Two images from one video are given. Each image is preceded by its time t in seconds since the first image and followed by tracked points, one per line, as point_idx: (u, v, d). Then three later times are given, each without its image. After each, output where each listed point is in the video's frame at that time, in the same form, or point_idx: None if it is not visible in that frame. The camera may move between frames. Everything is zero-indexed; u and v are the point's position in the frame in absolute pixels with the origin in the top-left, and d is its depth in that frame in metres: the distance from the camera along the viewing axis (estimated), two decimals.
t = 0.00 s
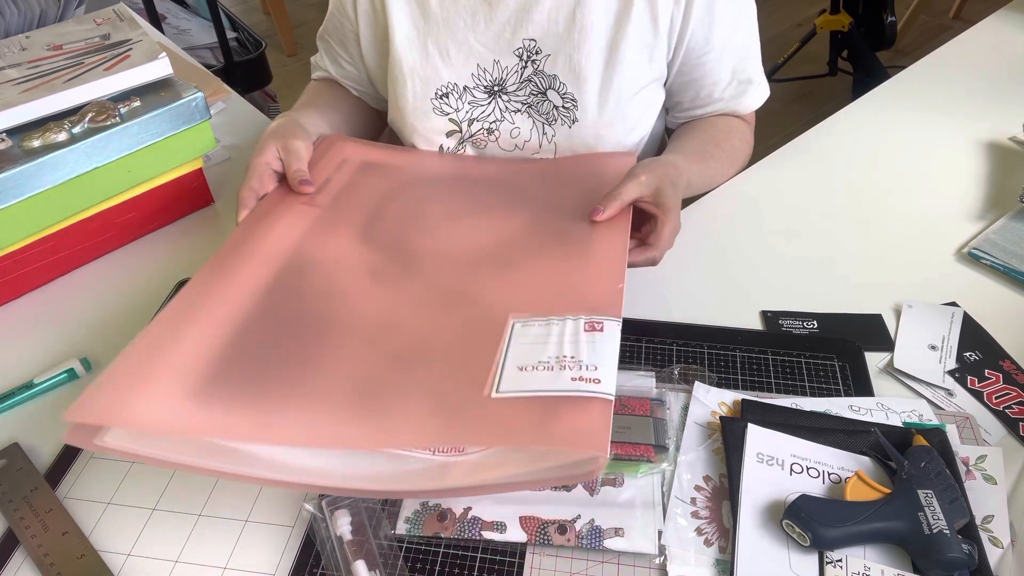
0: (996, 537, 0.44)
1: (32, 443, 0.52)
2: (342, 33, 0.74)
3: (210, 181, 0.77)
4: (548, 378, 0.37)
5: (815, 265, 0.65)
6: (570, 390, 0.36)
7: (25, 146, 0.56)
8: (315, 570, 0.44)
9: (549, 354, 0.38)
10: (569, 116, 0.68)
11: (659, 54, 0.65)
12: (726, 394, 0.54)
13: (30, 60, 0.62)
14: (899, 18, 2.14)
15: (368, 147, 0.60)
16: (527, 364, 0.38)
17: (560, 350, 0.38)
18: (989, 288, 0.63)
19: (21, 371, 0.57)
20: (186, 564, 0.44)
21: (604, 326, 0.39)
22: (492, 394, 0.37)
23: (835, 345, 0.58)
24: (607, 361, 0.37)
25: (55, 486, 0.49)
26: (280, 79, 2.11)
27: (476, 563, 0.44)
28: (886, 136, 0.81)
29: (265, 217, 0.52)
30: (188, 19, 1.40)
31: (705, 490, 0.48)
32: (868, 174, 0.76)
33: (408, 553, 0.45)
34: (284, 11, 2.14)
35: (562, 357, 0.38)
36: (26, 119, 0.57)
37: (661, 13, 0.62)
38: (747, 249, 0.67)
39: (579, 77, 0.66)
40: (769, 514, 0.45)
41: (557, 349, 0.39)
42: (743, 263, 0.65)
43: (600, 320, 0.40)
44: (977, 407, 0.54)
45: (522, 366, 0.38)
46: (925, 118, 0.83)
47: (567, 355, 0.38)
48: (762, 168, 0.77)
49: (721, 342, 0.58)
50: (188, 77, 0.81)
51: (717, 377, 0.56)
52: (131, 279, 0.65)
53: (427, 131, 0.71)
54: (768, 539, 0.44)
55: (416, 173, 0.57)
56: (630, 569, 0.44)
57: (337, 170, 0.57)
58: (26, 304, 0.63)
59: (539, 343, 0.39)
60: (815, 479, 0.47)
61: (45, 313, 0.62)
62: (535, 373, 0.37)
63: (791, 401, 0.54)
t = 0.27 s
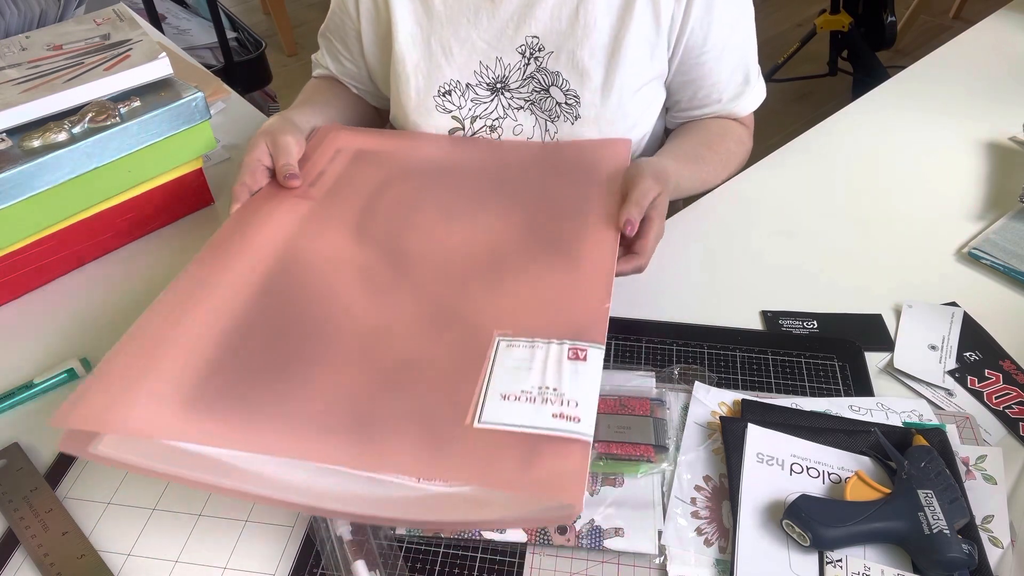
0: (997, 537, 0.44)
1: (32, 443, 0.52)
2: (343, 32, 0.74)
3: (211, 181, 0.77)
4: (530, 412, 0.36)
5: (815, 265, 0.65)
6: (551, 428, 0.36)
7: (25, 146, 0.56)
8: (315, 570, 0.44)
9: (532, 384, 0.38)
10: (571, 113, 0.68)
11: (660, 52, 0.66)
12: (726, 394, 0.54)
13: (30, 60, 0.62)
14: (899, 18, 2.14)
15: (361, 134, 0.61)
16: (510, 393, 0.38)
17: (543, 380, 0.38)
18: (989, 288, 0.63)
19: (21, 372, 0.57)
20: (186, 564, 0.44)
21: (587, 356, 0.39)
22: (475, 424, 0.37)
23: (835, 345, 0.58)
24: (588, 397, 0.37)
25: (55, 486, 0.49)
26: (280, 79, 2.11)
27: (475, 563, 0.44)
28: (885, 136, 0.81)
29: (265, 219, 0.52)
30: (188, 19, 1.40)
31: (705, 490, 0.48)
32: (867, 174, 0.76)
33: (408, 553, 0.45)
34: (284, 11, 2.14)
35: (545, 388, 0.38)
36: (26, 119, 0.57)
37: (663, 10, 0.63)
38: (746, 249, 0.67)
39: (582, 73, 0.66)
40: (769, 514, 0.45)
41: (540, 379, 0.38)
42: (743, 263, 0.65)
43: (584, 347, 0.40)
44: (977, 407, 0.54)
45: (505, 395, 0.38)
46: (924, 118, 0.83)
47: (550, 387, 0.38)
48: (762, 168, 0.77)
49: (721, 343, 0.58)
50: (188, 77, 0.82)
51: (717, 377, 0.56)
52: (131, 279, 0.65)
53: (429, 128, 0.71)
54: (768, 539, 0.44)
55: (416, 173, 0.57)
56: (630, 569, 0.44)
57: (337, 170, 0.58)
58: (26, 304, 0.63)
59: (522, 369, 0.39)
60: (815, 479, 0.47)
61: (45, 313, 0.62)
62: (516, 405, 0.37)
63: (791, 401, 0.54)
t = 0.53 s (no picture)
0: (997, 537, 0.44)
1: (32, 443, 0.52)
2: (344, 28, 0.74)
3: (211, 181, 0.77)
4: (541, 456, 0.38)
5: (815, 265, 0.65)
6: (561, 474, 0.37)
7: (25, 146, 0.56)
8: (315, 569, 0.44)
9: (542, 424, 0.39)
10: (572, 112, 0.68)
11: (660, 52, 0.66)
12: (726, 394, 0.54)
13: (30, 60, 0.62)
14: (899, 18, 2.14)
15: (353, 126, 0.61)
16: (521, 434, 0.39)
17: (553, 420, 0.39)
18: (990, 288, 0.63)
19: (21, 371, 0.57)
20: (186, 564, 0.44)
21: (595, 393, 0.40)
22: (490, 467, 0.38)
23: (835, 345, 0.57)
24: (596, 441, 0.38)
25: (55, 486, 0.49)
26: (280, 79, 2.11)
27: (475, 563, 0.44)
28: (885, 136, 0.81)
29: (265, 218, 0.52)
30: (188, 19, 1.40)
31: (705, 490, 0.48)
32: (867, 174, 0.76)
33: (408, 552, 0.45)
34: (284, 11, 2.14)
35: (555, 429, 0.39)
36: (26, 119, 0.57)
37: (664, 9, 0.63)
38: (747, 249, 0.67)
39: (582, 72, 0.66)
40: (769, 514, 0.45)
41: (550, 418, 0.39)
42: (743, 263, 0.65)
43: (591, 384, 0.41)
44: (977, 407, 0.54)
45: (517, 435, 0.39)
46: (925, 118, 0.83)
47: (559, 428, 0.39)
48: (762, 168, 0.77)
49: (721, 342, 0.58)
50: (188, 77, 0.81)
51: (717, 377, 0.56)
52: (132, 279, 0.65)
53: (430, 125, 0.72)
54: (768, 538, 0.44)
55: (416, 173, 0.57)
56: (630, 569, 0.44)
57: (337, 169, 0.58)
58: (26, 304, 0.63)
59: (533, 408, 0.40)
60: (815, 479, 0.47)
61: (46, 313, 0.62)
62: (528, 447, 0.38)
63: (791, 401, 0.54)
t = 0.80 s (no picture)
0: (997, 537, 0.44)
1: (32, 443, 0.52)
2: (346, 27, 0.74)
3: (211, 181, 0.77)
4: (549, 444, 0.38)
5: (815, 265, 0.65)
6: (569, 461, 0.37)
7: (25, 146, 0.56)
8: (315, 569, 0.44)
9: (548, 414, 0.40)
10: (572, 109, 0.68)
11: (661, 51, 0.66)
12: (726, 394, 0.54)
13: (31, 60, 0.62)
14: (899, 18, 2.14)
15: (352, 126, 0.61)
16: (527, 425, 0.39)
17: (558, 409, 0.40)
18: (990, 288, 0.63)
19: (21, 371, 0.57)
20: (186, 564, 0.44)
21: (599, 379, 0.41)
22: (496, 459, 0.38)
23: (835, 345, 0.57)
24: (601, 427, 0.39)
25: (55, 486, 0.49)
26: (280, 79, 2.11)
27: (475, 563, 0.44)
28: (886, 136, 0.81)
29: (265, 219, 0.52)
30: (188, 19, 1.40)
31: (705, 490, 0.48)
32: (868, 174, 0.76)
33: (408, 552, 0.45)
34: (284, 11, 2.14)
35: (561, 418, 0.40)
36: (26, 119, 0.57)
37: (665, 9, 0.63)
38: (747, 249, 0.67)
39: (584, 70, 0.66)
40: (769, 515, 0.45)
41: (555, 408, 0.40)
42: (743, 263, 0.65)
43: (595, 371, 0.41)
44: (977, 407, 0.54)
45: (523, 426, 0.39)
46: (925, 118, 0.83)
47: (565, 417, 0.39)
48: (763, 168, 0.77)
49: (721, 342, 0.58)
50: (188, 77, 0.82)
51: (717, 377, 0.56)
52: (132, 279, 0.65)
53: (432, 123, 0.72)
54: (768, 539, 0.44)
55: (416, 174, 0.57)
56: (630, 569, 0.44)
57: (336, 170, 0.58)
58: (26, 304, 0.63)
59: (537, 398, 0.40)
60: (815, 479, 0.47)
61: (46, 313, 0.62)
62: (534, 438, 0.39)
63: (791, 401, 0.54)
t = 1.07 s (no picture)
0: (996, 537, 0.44)
1: (32, 443, 0.51)
2: (346, 27, 0.74)
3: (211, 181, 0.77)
4: (560, 428, 0.37)
5: (815, 265, 0.65)
6: (580, 445, 0.36)
7: (25, 146, 0.56)
8: (316, 569, 0.44)
9: (558, 395, 0.38)
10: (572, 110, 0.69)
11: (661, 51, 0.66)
12: (726, 394, 0.54)
13: (31, 60, 0.62)
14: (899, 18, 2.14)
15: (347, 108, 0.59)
16: (538, 407, 0.38)
17: (568, 391, 0.38)
18: (990, 288, 0.63)
19: (21, 371, 0.57)
20: (186, 564, 0.44)
21: (610, 361, 0.39)
22: (507, 442, 0.37)
23: (836, 345, 0.57)
24: (613, 410, 0.38)
25: (55, 486, 0.49)
26: (280, 79, 2.11)
27: (475, 563, 0.44)
28: (886, 135, 0.81)
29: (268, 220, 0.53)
30: (188, 19, 1.40)
31: (705, 490, 0.48)
32: (868, 174, 0.76)
33: (408, 553, 0.45)
34: (284, 11, 2.14)
35: (571, 400, 0.38)
36: (26, 119, 0.57)
37: (665, 9, 0.62)
38: (746, 249, 0.67)
39: (584, 71, 0.66)
40: (769, 515, 0.45)
41: (566, 389, 0.38)
42: (743, 263, 0.65)
43: (605, 352, 0.40)
44: (977, 407, 0.54)
45: (534, 409, 0.38)
46: (925, 118, 0.83)
47: (576, 399, 0.38)
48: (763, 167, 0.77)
49: (721, 342, 0.58)
50: (188, 77, 0.82)
51: (717, 377, 0.56)
52: (131, 279, 0.65)
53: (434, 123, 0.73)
54: (768, 539, 0.44)
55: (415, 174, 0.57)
56: (630, 569, 0.44)
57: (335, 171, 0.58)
58: (27, 304, 0.63)
59: (548, 378, 0.39)
60: (815, 479, 0.47)
61: (46, 314, 0.62)
62: (546, 419, 0.37)
63: (791, 401, 0.54)
